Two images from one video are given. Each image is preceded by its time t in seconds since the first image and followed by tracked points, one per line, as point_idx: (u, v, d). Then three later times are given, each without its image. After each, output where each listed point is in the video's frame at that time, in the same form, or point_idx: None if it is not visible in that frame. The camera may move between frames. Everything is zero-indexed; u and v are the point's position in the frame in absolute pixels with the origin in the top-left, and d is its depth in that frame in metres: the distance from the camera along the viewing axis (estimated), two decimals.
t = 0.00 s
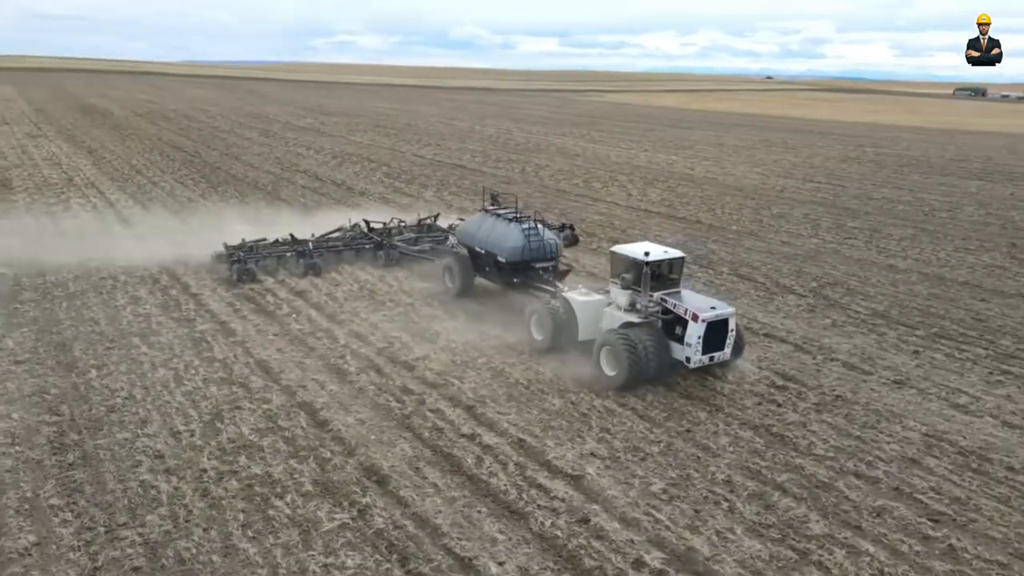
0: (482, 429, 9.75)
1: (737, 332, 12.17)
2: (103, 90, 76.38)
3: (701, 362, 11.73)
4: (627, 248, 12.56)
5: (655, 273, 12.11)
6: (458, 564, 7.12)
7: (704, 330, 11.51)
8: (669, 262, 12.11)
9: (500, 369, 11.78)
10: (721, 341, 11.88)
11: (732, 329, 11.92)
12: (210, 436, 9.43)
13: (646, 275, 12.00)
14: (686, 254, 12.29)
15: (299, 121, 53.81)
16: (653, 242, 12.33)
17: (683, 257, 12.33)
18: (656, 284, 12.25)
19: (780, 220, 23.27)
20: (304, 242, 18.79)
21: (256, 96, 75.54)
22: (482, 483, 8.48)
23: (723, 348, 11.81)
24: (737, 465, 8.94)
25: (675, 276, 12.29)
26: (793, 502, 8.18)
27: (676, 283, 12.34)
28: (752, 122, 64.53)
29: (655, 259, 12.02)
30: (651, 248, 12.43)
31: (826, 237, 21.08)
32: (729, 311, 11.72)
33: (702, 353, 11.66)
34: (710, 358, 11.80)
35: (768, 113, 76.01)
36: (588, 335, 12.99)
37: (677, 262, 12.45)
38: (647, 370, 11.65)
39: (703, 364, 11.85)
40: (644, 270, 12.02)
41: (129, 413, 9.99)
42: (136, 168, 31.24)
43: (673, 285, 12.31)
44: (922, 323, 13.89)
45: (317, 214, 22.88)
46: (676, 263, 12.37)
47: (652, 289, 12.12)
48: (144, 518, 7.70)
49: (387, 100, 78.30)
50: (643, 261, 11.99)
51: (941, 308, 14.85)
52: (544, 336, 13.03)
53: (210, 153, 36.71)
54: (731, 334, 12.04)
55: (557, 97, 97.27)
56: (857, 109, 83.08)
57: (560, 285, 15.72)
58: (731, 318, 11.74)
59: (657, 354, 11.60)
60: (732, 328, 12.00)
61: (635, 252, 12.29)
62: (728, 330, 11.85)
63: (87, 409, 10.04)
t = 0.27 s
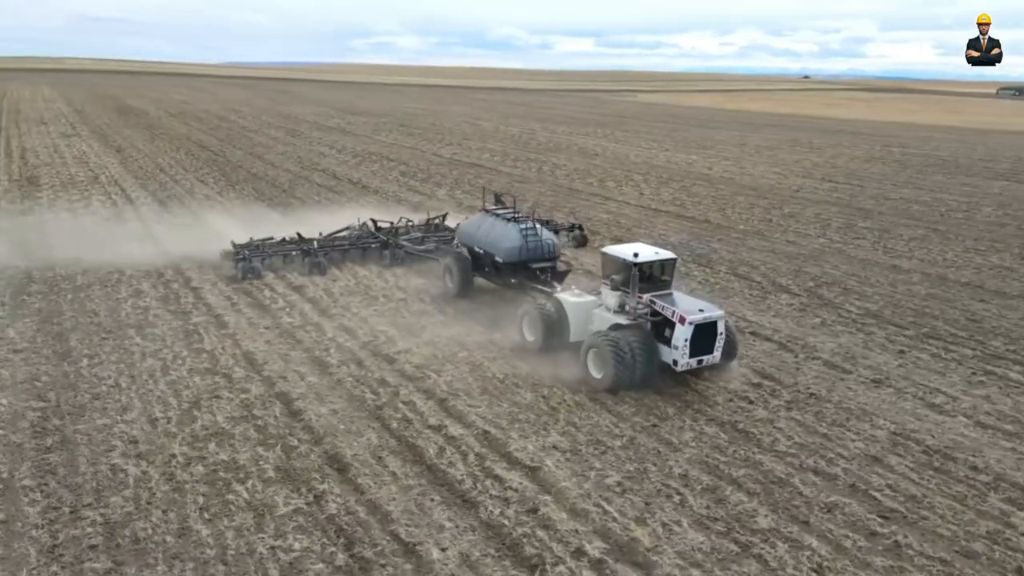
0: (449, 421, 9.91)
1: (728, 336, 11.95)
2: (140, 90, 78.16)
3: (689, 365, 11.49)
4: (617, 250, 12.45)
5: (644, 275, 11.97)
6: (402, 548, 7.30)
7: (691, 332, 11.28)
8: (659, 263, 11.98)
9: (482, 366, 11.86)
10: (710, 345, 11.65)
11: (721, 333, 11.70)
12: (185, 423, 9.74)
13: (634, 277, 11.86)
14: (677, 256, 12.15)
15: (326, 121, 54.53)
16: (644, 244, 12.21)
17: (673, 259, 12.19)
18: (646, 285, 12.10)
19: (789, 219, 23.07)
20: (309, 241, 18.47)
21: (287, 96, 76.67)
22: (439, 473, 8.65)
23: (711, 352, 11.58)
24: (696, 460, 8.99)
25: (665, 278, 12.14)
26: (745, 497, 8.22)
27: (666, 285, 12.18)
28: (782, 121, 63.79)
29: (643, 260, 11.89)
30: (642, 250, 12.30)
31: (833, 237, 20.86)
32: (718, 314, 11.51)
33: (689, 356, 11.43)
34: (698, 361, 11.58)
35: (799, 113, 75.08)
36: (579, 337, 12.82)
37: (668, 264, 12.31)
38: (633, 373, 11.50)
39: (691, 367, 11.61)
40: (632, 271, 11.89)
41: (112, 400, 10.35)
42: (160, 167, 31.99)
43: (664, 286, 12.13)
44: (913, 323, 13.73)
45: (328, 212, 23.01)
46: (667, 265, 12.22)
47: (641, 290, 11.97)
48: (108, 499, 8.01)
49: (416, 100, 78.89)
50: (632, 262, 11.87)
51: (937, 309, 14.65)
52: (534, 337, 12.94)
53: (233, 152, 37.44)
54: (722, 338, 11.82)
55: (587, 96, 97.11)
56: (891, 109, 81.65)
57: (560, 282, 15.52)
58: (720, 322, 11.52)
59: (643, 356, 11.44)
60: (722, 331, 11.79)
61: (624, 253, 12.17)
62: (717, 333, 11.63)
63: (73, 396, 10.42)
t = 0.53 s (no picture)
0: (424, 413, 10.12)
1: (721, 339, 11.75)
2: (180, 91, 80.10)
3: (678, 368, 11.31)
4: (612, 250, 12.29)
5: (636, 276, 11.81)
6: (355, 533, 7.52)
7: (681, 335, 11.11)
8: (652, 265, 11.81)
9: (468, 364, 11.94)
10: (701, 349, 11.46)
11: (712, 336, 11.51)
12: (169, 411, 10.10)
13: (625, 278, 11.71)
14: (672, 258, 11.97)
15: (357, 121, 55.31)
16: (639, 245, 12.05)
17: (668, 260, 12.00)
18: (639, 286, 11.94)
19: (803, 220, 22.86)
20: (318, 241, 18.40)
21: (322, 97, 77.77)
22: (404, 462, 8.86)
23: (702, 356, 11.40)
24: (660, 455, 9.06)
25: (659, 279, 11.97)
26: (701, 492, 8.28)
27: (660, 287, 12.01)
28: (815, 121, 62.92)
29: (636, 261, 11.74)
30: (637, 251, 12.14)
31: (845, 238, 20.63)
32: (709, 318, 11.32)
33: (679, 359, 11.24)
34: (689, 365, 11.39)
35: (835, 113, 73.99)
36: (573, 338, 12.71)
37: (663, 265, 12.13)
38: (622, 376, 11.38)
39: (681, 372, 11.41)
40: (623, 272, 11.74)
41: (103, 388, 10.76)
42: (188, 165, 32.83)
43: (657, 288, 11.98)
44: (908, 324, 13.59)
45: (342, 209, 23.29)
46: (662, 266, 12.05)
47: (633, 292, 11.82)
48: (84, 480, 8.37)
49: (449, 100, 79.44)
50: (624, 264, 11.71)
51: (936, 310, 14.46)
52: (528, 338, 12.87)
53: (261, 151, 38.23)
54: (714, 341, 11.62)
55: (621, 96, 96.76)
56: (932, 109, 80.01)
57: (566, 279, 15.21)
58: (710, 325, 11.34)
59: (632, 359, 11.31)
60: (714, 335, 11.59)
61: (617, 254, 12.02)
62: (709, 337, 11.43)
63: (68, 383, 10.87)
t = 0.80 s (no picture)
0: (403, 404, 10.36)
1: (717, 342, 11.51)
2: (220, 91, 81.83)
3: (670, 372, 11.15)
4: (609, 252, 12.14)
5: (630, 278, 11.65)
6: (315, 516, 7.77)
7: (671, 339, 10.90)
8: (646, 267, 11.63)
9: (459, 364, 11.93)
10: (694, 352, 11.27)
11: (705, 340, 11.31)
12: (159, 398, 10.50)
13: (617, 280, 11.60)
14: (667, 260, 11.75)
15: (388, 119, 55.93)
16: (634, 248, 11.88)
17: (663, 262, 11.80)
18: (633, 289, 11.74)
19: (817, 220, 22.65)
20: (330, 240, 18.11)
21: (358, 96, 78.74)
22: (375, 451, 9.10)
23: (694, 360, 11.19)
24: (627, 449, 9.17)
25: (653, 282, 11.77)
26: (661, 485, 8.37)
27: (655, 289, 11.82)
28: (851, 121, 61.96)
29: (629, 263, 11.57)
30: (633, 253, 11.97)
31: (857, 237, 20.41)
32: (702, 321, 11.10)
33: (670, 364, 11.07)
34: (680, 369, 11.20)
35: (873, 112, 72.76)
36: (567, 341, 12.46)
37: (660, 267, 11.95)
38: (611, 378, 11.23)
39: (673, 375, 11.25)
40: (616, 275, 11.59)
41: (101, 375, 11.23)
42: (217, 163, 33.66)
43: (652, 291, 11.77)
44: (905, 325, 13.46)
45: (358, 206, 23.64)
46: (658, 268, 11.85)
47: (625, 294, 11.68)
48: (68, 462, 8.78)
49: (482, 99, 79.84)
50: (617, 266, 11.57)
51: (936, 311, 14.30)
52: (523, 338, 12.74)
53: (290, 149, 38.96)
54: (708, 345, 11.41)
55: (656, 96, 96.19)
56: (975, 108, 78.18)
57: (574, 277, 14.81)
58: (703, 328, 11.12)
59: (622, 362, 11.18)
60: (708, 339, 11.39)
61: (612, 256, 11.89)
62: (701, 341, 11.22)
63: (69, 370, 11.36)
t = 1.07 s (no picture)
0: (383, 396, 10.60)
1: (709, 346, 11.21)
2: (259, 91, 83.41)
3: (657, 376, 10.90)
4: (601, 254, 11.89)
5: (619, 280, 11.39)
6: (279, 500, 8.06)
7: (658, 342, 10.65)
8: (637, 269, 11.37)
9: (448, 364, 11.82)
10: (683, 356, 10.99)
11: (695, 343, 11.02)
12: (152, 386, 10.91)
13: (607, 281, 11.34)
14: (658, 262, 11.46)
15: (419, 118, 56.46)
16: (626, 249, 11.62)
17: (655, 264, 11.50)
18: (624, 291, 11.44)
19: (833, 220, 22.41)
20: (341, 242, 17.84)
21: (393, 96, 79.53)
22: (348, 440, 9.36)
23: (683, 364, 10.91)
24: (595, 443, 9.29)
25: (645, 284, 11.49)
26: (622, 479, 8.48)
27: (647, 292, 11.54)
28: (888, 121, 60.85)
29: (619, 265, 11.31)
30: (625, 254, 11.70)
31: (870, 238, 20.16)
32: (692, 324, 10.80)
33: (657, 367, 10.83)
34: (668, 373, 10.92)
35: (912, 112, 71.38)
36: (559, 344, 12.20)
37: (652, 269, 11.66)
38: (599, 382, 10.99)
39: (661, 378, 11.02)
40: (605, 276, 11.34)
41: (101, 363, 11.70)
42: (245, 161, 34.42)
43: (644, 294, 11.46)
44: (900, 325, 13.34)
45: (374, 204, 23.97)
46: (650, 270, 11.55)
47: (615, 296, 11.43)
48: (56, 444, 9.22)
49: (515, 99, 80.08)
50: (607, 267, 11.32)
51: (936, 312, 14.14)
52: (516, 340, 12.48)
53: (318, 148, 39.63)
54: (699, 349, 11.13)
55: (691, 95, 95.45)
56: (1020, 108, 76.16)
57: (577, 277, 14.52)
58: (692, 332, 10.82)
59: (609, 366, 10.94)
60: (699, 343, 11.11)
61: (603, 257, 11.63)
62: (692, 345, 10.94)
63: (72, 358, 11.86)
